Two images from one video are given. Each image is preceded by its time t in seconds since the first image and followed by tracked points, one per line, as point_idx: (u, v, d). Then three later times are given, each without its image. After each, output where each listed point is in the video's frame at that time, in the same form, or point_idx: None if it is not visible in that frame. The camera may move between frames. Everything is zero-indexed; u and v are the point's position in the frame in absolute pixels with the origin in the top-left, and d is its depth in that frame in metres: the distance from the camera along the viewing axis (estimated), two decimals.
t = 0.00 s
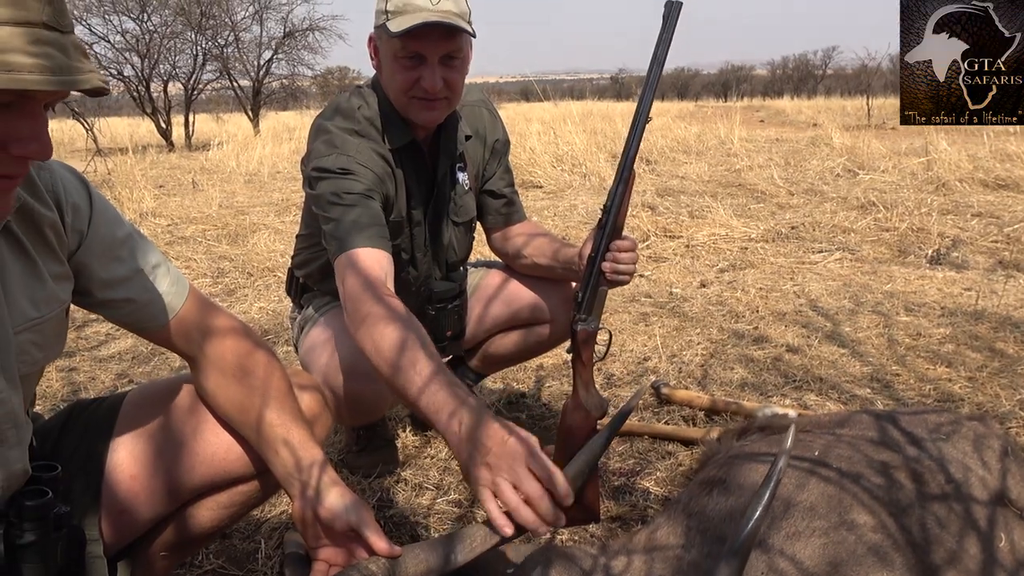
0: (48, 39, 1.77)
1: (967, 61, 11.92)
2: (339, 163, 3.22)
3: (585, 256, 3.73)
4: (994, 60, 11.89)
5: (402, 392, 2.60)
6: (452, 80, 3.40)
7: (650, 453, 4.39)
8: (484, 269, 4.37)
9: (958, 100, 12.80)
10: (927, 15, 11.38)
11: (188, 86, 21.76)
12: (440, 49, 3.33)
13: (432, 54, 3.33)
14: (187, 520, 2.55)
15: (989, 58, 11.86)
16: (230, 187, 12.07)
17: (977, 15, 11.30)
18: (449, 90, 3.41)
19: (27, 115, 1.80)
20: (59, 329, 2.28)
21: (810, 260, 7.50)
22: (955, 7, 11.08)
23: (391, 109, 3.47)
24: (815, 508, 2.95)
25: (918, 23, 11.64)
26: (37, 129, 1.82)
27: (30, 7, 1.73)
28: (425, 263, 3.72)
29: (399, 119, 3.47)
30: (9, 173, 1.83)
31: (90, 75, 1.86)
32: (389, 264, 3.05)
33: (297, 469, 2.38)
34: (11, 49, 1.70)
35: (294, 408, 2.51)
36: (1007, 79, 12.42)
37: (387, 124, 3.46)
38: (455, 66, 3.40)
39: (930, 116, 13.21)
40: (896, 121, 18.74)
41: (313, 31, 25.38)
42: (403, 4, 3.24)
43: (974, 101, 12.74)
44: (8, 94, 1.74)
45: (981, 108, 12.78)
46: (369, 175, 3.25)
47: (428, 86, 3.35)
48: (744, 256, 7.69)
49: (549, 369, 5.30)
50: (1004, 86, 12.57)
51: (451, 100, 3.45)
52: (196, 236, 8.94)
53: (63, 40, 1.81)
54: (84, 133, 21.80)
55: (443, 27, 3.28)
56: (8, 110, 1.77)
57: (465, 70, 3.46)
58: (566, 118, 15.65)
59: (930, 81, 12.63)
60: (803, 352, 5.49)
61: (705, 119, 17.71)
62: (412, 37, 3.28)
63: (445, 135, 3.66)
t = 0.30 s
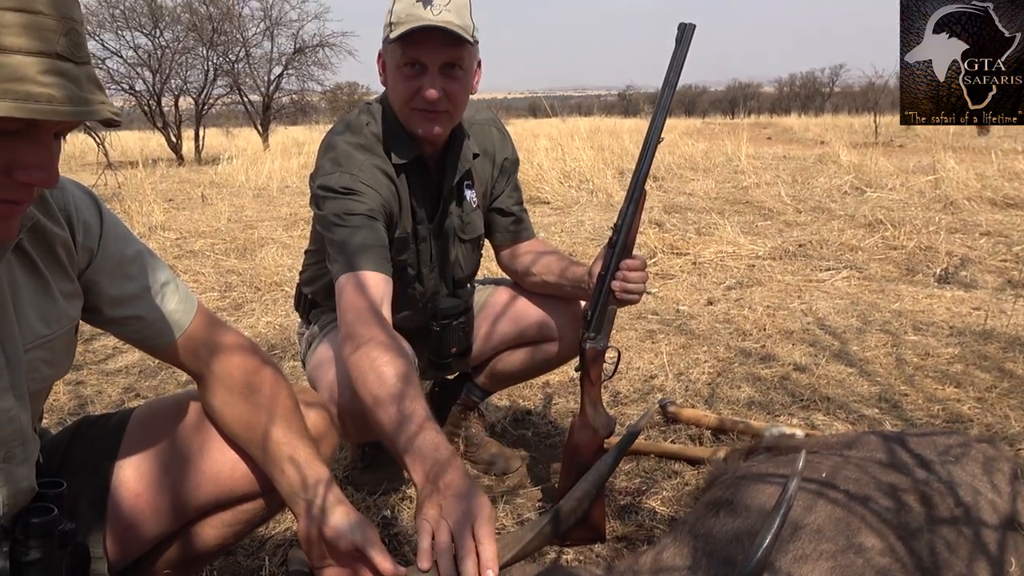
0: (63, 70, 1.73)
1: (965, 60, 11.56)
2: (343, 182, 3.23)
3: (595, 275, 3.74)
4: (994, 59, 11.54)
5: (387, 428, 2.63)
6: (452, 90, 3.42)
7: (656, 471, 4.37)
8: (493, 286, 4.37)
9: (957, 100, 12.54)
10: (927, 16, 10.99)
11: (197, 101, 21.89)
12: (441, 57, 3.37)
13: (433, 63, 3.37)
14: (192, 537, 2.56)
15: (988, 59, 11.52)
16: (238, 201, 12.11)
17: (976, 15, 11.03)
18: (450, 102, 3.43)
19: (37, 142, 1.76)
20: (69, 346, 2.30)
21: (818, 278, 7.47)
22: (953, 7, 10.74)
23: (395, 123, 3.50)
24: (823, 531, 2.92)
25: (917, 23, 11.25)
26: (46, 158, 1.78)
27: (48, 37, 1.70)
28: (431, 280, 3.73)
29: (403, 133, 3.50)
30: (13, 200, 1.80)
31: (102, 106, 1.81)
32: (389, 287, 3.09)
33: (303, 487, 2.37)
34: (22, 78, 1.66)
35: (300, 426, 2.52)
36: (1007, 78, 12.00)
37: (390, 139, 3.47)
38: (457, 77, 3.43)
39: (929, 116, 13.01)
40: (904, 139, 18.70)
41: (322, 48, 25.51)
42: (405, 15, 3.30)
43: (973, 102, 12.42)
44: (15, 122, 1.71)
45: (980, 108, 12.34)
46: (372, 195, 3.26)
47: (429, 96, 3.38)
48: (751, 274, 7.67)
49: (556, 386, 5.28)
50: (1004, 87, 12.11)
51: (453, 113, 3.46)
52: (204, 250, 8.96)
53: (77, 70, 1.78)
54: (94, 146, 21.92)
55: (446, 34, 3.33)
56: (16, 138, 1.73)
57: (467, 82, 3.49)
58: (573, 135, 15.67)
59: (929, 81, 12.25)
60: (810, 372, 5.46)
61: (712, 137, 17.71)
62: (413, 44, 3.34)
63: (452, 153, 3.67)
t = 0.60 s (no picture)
0: (76, 95, 1.75)
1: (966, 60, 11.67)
2: (344, 198, 3.26)
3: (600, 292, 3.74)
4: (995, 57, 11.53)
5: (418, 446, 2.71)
6: (448, 106, 3.42)
7: (662, 490, 4.36)
8: (499, 304, 4.37)
9: (955, 100, 12.36)
10: (927, 15, 10.74)
11: (207, 116, 22.06)
12: (436, 73, 3.37)
13: (428, 79, 3.38)
14: (198, 556, 2.56)
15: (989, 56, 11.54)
16: (246, 215, 12.19)
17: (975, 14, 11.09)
18: (447, 117, 3.43)
19: (48, 167, 1.78)
20: (77, 363, 2.31)
21: (825, 295, 7.47)
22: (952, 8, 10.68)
23: (396, 138, 3.53)
24: (830, 552, 2.89)
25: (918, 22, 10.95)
26: (56, 182, 1.80)
27: (62, 63, 1.73)
28: (435, 294, 3.75)
29: (404, 148, 3.51)
30: (21, 223, 1.81)
31: (114, 132, 1.83)
32: (392, 305, 3.12)
33: (308, 503, 2.37)
34: (33, 103, 1.68)
35: (308, 443, 2.52)
36: (1007, 78, 12.30)
37: (392, 153, 3.50)
38: (453, 92, 3.43)
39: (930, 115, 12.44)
40: (911, 157, 18.75)
41: (331, 64, 25.74)
42: (401, 32, 3.33)
43: (972, 101, 12.41)
44: (27, 147, 1.72)
45: (978, 106, 12.36)
46: (372, 211, 3.28)
47: (425, 112, 3.39)
48: (757, 290, 7.67)
49: (561, 403, 5.28)
50: (1003, 87, 12.49)
51: (450, 128, 3.46)
52: (213, 264, 9.02)
53: (90, 97, 1.79)
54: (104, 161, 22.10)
55: (440, 50, 3.33)
56: (27, 162, 1.75)
57: (465, 98, 3.48)
58: (579, 150, 15.74)
59: (929, 81, 12.15)
60: (817, 389, 5.44)
61: (719, 154, 17.76)
62: (408, 60, 3.35)
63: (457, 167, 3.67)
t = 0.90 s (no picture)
0: (89, 120, 1.77)
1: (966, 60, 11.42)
2: (330, 207, 3.42)
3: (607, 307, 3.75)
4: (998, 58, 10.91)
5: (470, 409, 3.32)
6: (430, 124, 3.45)
7: (667, 505, 4.35)
8: (505, 320, 4.38)
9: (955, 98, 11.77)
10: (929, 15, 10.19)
11: (214, 128, 22.17)
12: (415, 95, 3.40)
13: (408, 101, 3.41)
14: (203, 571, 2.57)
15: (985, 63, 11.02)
16: (252, 227, 12.24)
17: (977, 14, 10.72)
18: (430, 134, 3.46)
19: (59, 189, 1.80)
20: (87, 377, 2.32)
21: (830, 309, 7.45)
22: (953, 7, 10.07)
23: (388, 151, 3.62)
24: (836, 569, 2.88)
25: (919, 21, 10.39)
26: (66, 204, 1.81)
27: (77, 89, 1.75)
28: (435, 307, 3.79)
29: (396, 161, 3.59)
30: (30, 244, 1.82)
31: (125, 157, 1.84)
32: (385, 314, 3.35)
33: (314, 519, 2.38)
34: (45, 128, 1.70)
35: (314, 459, 2.53)
36: (1007, 79, 12.15)
37: (383, 164, 3.60)
38: (435, 110, 3.45)
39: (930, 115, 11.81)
40: (917, 171, 18.76)
41: (338, 77, 25.91)
42: (380, 56, 3.41)
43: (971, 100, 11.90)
44: (37, 171, 1.74)
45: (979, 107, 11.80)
46: (357, 220, 3.41)
47: (407, 132, 3.42)
48: (763, 304, 7.66)
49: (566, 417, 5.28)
50: (1003, 87, 12.35)
51: (436, 144, 3.48)
52: (219, 276, 9.05)
53: (103, 122, 1.81)
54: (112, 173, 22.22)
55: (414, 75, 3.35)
56: (37, 186, 1.76)
57: (449, 115, 3.50)
58: (585, 163, 15.77)
59: (929, 81, 11.78)
60: (822, 404, 5.43)
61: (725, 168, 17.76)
62: (387, 83, 3.39)
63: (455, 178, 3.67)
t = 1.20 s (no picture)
0: (105, 145, 1.80)
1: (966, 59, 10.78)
2: (327, 221, 3.46)
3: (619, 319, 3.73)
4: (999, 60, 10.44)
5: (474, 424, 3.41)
6: (416, 140, 3.45)
7: (673, 519, 4.34)
8: (511, 333, 4.38)
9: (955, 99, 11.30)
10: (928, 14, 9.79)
11: (220, 139, 22.28)
12: (397, 113, 3.40)
13: (392, 118, 3.42)
14: None
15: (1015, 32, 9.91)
16: (258, 238, 12.28)
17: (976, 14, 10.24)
18: (417, 150, 3.46)
19: (71, 213, 1.81)
20: (93, 395, 2.34)
21: (836, 322, 7.43)
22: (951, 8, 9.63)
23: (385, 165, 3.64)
24: None
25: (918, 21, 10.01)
26: (77, 227, 1.83)
27: (93, 114, 1.78)
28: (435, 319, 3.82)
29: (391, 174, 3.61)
30: (40, 266, 1.83)
31: (137, 182, 1.87)
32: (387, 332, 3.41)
33: (323, 533, 2.40)
34: (61, 154, 1.72)
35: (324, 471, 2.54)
36: (1007, 78, 11.48)
37: (381, 177, 3.63)
38: (420, 127, 3.45)
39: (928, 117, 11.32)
40: (922, 181, 18.76)
41: (344, 88, 26.03)
42: (368, 76, 3.44)
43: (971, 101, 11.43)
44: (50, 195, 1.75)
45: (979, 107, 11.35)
46: (353, 234, 3.44)
47: (392, 149, 3.44)
48: (769, 316, 7.65)
49: (572, 429, 5.27)
50: (1003, 87, 11.69)
51: (424, 159, 3.48)
52: (226, 287, 9.09)
53: (116, 147, 1.83)
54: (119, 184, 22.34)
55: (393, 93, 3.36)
56: (50, 210, 1.78)
57: (434, 131, 3.49)
58: (590, 174, 15.80)
59: (929, 81, 11.12)
60: (829, 418, 5.41)
61: (730, 179, 17.75)
62: (372, 101, 3.41)
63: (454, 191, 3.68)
